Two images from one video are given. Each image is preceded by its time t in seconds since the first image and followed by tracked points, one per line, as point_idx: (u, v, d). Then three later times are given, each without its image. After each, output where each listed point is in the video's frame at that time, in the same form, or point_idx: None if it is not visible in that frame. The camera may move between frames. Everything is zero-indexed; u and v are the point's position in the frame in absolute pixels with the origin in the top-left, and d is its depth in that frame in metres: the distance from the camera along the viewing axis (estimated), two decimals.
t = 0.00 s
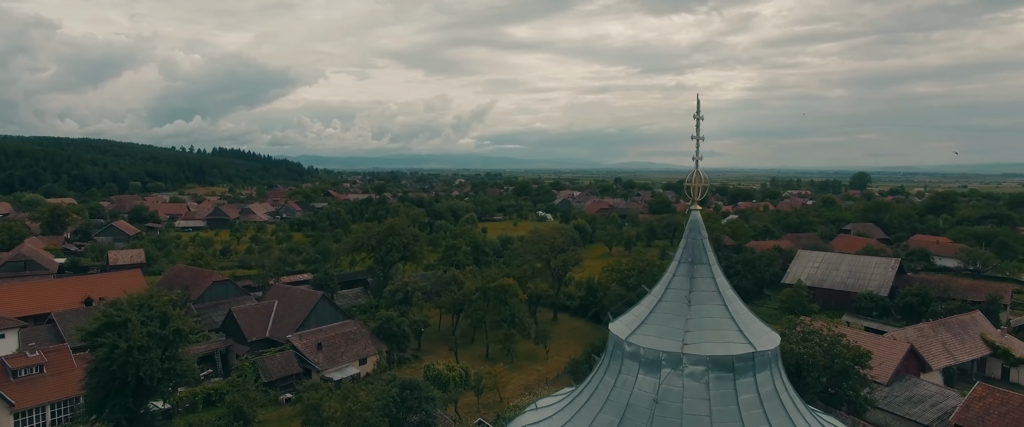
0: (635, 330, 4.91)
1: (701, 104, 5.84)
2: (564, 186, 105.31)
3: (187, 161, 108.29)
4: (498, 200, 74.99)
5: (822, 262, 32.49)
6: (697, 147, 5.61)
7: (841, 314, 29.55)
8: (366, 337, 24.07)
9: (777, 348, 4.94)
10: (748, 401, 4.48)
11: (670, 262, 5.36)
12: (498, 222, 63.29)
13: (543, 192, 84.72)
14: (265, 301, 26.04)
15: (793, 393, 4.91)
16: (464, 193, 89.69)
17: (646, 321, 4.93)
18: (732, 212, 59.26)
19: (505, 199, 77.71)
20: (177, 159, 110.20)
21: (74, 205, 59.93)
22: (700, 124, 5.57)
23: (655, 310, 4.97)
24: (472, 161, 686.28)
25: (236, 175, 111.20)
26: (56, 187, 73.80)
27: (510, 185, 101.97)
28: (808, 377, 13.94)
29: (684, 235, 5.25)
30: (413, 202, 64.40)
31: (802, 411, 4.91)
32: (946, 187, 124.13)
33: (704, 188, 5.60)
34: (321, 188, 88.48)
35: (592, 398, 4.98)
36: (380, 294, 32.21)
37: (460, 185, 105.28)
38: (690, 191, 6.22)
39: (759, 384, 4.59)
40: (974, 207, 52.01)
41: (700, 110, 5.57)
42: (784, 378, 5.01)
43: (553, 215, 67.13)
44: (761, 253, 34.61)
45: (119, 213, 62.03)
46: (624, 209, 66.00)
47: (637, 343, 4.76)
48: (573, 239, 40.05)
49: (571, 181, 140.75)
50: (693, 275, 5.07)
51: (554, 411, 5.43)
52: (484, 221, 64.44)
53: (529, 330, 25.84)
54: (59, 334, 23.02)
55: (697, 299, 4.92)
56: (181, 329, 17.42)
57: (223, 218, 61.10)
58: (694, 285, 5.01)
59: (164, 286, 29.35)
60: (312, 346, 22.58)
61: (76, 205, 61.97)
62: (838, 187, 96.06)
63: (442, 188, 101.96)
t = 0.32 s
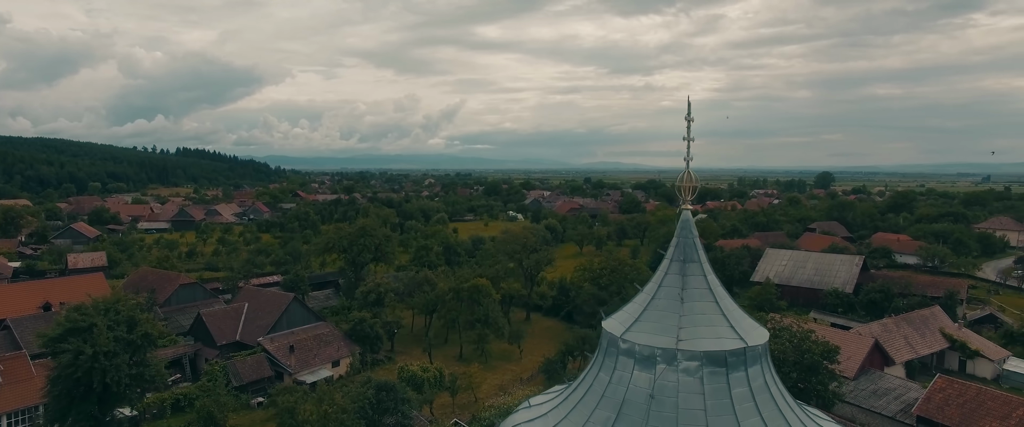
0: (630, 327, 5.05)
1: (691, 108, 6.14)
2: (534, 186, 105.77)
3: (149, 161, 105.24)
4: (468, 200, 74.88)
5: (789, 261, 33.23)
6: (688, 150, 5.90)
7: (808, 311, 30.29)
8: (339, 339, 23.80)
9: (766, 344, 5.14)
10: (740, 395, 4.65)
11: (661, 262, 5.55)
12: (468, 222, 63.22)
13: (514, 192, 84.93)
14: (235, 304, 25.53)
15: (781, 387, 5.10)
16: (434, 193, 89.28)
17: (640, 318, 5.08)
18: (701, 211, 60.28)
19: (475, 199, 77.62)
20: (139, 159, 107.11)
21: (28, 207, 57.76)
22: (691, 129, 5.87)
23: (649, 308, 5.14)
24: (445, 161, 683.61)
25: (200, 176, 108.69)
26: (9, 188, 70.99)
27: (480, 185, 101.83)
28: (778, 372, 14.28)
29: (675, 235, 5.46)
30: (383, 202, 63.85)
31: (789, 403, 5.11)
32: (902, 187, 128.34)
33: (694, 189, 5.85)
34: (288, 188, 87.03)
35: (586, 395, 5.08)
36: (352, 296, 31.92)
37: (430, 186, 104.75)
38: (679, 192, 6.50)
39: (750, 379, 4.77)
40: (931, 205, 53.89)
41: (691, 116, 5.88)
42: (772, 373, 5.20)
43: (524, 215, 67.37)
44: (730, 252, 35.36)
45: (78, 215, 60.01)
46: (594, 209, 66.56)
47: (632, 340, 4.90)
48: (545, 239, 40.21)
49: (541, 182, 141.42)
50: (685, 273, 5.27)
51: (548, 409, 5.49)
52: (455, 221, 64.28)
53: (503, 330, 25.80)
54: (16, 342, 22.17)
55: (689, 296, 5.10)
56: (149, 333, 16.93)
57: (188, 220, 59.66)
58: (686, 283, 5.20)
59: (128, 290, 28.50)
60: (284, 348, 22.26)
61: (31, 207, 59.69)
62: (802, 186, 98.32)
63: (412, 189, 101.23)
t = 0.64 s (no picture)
0: (625, 325, 5.13)
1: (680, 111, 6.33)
2: (506, 186, 105.98)
3: (109, 161, 102.21)
4: (439, 201, 74.63)
5: (758, 259, 33.91)
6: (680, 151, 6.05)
7: (777, 308, 30.94)
8: (312, 342, 23.49)
9: (755, 340, 5.28)
10: (733, 389, 4.77)
11: (653, 260, 5.66)
12: (439, 223, 63.03)
13: (485, 192, 84.95)
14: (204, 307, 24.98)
15: (771, 381, 5.24)
16: (404, 193, 88.69)
17: (635, 316, 5.17)
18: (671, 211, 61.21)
19: (446, 199, 77.40)
20: (99, 159, 103.93)
21: None
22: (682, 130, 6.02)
23: (642, 306, 5.22)
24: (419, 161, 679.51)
25: (165, 177, 106.08)
26: None
27: (451, 185, 101.51)
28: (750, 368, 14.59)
29: (668, 234, 5.57)
30: (354, 203, 63.24)
31: (777, 398, 5.25)
32: (863, 186, 131.36)
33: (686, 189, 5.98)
34: (255, 189, 85.52)
35: (581, 393, 5.13)
36: (324, 297, 31.59)
37: (400, 186, 103.94)
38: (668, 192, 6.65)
39: (742, 374, 4.88)
40: (892, 204, 55.59)
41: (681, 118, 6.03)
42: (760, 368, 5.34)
43: (495, 215, 67.45)
44: (701, 251, 35.97)
45: (35, 217, 58.02)
46: (566, 209, 66.94)
47: (628, 337, 4.97)
48: (518, 239, 40.29)
49: (511, 181, 141.84)
50: (677, 271, 5.37)
51: (542, 407, 5.52)
52: (426, 221, 63.99)
53: (477, 330, 25.77)
54: None
55: (682, 293, 5.21)
56: (116, 338, 16.57)
57: (152, 221, 58.25)
58: (679, 281, 5.31)
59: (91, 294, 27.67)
60: (255, 351, 21.86)
61: None
62: (769, 186, 100.31)
63: (383, 189, 100.47)
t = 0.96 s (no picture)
0: (618, 322, 5.23)
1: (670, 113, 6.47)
2: (476, 187, 105.94)
3: (67, 160, 98.90)
4: (410, 201, 74.13)
5: (728, 258, 34.49)
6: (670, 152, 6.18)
7: (746, 305, 31.54)
8: (284, 344, 23.13)
9: (745, 334, 5.44)
10: (725, 383, 4.91)
11: (644, 259, 5.78)
12: (410, 223, 62.64)
13: (455, 192, 84.74)
14: (172, 310, 24.41)
15: (759, 376, 5.42)
16: (373, 194, 87.94)
17: (628, 313, 5.27)
18: (641, 210, 61.92)
19: (417, 200, 76.87)
20: (55, 158, 100.43)
21: None
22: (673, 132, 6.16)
23: (635, 304, 5.32)
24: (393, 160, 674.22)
25: (126, 178, 103.13)
26: None
27: (421, 185, 101.02)
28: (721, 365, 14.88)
29: (659, 233, 5.70)
30: (323, 204, 62.51)
31: (765, 390, 5.42)
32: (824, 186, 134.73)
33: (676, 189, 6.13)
34: (220, 189, 83.77)
35: (576, 390, 5.22)
36: (295, 300, 31.15)
37: (369, 187, 102.98)
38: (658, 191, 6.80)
39: (733, 368, 5.03)
40: (855, 203, 57.23)
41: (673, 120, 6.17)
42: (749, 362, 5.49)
43: (466, 215, 67.38)
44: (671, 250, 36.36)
45: None
46: (536, 209, 67.24)
47: (622, 335, 5.08)
48: (490, 239, 40.37)
49: (481, 181, 141.92)
50: (669, 270, 5.50)
51: (536, 404, 5.58)
52: (397, 222, 63.62)
53: (451, 331, 25.68)
54: None
55: (674, 291, 5.33)
56: (81, 343, 16.03)
57: (114, 223, 56.65)
58: (671, 279, 5.43)
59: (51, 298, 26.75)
60: (226, 355, 21.44)
61: None
62: (736, 186, 102.19)
63: (352, 190, 99.44)
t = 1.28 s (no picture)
0: (612, 320, 5.44)
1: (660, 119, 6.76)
2: (446, 187, 105.65)
3: (19, 160, 95.09)
4: (379, 201, 73.44)
5: (698, 256, 35.05)
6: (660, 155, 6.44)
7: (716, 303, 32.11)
8: (255, 347, 22.73)
9: (733, 330, 5.71)
10: (717, 377, 5.15)
11: (637, 258, 6.01)
12: (380, 224, 62.10)
13: (425, 192, 84.26)
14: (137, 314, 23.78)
15: (748, 370, 5.67)
16: (342, 194, 86.71)
17: (621, 311, 5.50)
18: (612, 210, 62.44)
19: (386, 200, 76.20)
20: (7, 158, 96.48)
21: None
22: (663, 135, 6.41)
23: (628, 302, 5.56)
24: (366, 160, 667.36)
25: (83, 178, 99.74)
26: None
27: (391, 185, 100.04)
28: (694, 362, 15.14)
29: (650, 234, 5.94)
30: (290, 204, 61.43)
31: (753, 383, 5.67)
32: (788, 186, 137.65)
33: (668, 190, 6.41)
34: (184, 190, 81.70)
35: (572, 387, 5.41)
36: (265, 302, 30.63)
37: (338, 188, 101.59)
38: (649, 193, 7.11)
39: (724, 363, 5.28)
40: (819, 202, 58.73)
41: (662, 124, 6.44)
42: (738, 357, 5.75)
43: (437, 215, 67.08)
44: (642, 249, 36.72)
45: None
46: (507, 209, 67.25)
47: (616, 332, 5.30)
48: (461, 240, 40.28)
49: (451, 181, 141.42)
50: (660, 268, 5.74)
51: (532, 402, 5.75)
52: (366, 223, 62.95)
53: (425, 331, 25.51)
54: None
55: (666, 289, 5.57)
56: (42, 350, 15.57)
57: (72, 226, 54.80)
58: (662, 277, 5.67)
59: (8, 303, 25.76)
60: (195, 359, 20.98)
61: None
62: (704, 185, 103.81)
63: (318, 190, 97.98)
